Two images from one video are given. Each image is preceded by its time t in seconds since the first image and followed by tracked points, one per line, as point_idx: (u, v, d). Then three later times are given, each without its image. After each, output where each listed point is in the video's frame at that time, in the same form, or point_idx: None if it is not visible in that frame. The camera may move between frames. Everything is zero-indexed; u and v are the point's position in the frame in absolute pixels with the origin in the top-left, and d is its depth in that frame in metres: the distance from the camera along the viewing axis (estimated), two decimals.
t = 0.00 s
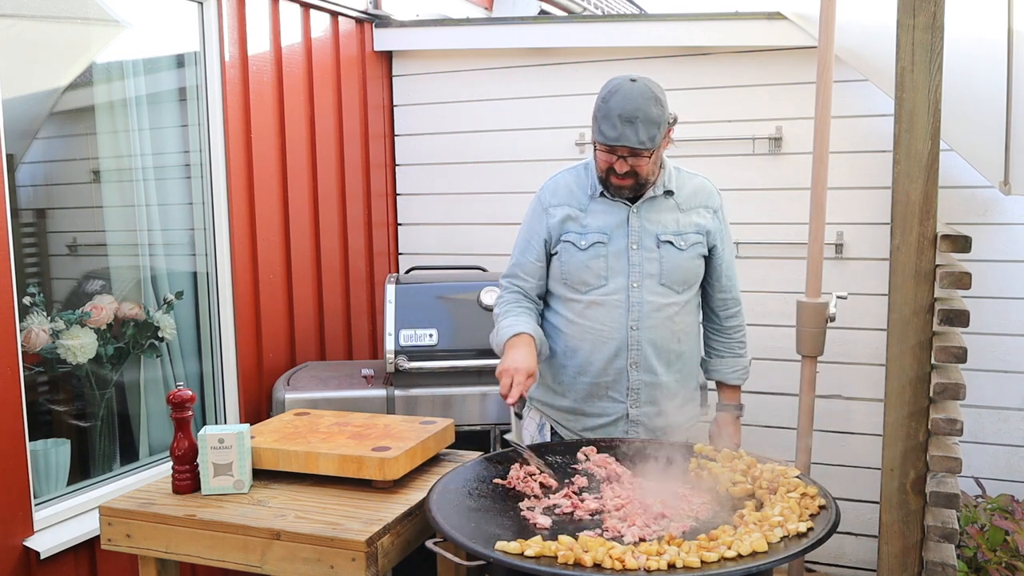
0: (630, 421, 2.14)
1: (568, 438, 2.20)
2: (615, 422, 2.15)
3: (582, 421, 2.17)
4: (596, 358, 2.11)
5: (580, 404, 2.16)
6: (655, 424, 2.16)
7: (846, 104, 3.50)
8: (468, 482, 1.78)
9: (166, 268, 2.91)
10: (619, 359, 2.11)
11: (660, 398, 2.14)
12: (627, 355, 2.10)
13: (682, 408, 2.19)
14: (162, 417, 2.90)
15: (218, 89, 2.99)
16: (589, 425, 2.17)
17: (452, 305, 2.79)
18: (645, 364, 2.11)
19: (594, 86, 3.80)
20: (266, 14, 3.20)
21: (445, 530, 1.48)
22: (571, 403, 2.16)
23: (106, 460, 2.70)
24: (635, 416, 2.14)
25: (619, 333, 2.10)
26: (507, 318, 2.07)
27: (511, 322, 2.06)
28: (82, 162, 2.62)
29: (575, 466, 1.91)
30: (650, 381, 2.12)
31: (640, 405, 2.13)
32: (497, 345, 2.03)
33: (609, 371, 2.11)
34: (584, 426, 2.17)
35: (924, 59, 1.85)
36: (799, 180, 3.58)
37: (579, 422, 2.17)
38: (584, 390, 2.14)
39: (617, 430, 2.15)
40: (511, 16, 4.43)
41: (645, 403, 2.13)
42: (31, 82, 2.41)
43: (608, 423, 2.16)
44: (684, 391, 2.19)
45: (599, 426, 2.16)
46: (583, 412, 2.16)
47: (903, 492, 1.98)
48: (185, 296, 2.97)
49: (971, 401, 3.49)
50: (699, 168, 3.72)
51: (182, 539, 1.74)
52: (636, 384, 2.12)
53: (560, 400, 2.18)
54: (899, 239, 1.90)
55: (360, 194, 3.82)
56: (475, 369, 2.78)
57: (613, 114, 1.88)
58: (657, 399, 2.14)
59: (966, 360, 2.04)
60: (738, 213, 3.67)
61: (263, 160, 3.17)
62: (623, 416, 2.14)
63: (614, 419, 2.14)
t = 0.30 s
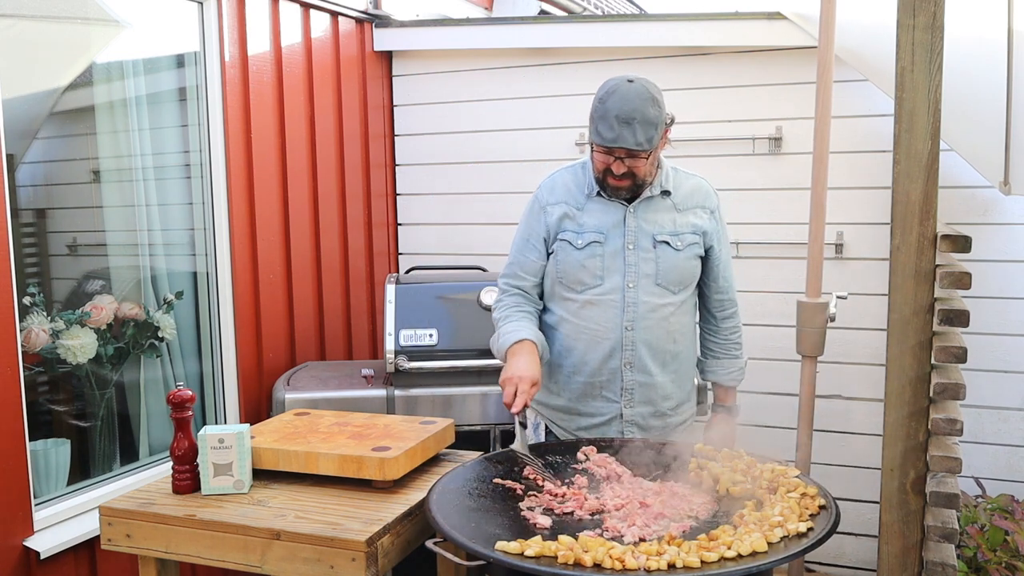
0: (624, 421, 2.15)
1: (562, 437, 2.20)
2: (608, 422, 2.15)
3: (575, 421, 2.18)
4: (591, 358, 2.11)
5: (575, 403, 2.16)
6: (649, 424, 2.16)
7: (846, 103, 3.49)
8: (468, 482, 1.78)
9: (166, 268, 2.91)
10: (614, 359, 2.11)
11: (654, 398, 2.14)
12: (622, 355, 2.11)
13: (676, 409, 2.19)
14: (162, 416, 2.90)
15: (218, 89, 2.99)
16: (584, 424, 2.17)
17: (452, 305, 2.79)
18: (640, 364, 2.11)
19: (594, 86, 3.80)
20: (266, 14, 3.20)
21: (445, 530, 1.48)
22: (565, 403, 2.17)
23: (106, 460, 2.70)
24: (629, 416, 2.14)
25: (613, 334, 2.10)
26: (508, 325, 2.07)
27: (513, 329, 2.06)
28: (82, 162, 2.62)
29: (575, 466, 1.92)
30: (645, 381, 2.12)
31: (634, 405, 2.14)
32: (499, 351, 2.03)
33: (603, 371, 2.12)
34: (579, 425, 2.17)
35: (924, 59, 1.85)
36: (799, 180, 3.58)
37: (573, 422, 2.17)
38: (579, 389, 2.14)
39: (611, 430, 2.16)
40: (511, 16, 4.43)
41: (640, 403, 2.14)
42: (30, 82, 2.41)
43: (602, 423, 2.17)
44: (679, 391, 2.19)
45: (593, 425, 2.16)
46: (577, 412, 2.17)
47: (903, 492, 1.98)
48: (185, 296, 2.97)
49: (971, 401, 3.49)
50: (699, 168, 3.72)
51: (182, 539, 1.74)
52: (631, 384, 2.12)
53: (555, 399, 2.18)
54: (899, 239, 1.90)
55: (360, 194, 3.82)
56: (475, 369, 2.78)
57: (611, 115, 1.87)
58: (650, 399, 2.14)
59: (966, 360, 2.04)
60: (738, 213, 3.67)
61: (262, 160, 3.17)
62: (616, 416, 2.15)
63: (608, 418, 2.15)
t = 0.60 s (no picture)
0: (623, 422, 2.15)
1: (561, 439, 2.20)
2: (607, 423, 2.15)
3: (574, 423, 2.17)
4: (590, 360, 2.11)
5: (574, 405, 2.16)
6: (648, 425, 2.16)
7: (846, 104, 3.49)
8: (468, 482, 1.77)
9: (166, 268, 2.91)
10: (613, 361, 2.11)
11: (653, 399, 2.15)
12: (621, 356, 2.10)
13: (674, 409, 2.20)
14: (162, 417, 2.90)
15: (218, 89, 2.99)
16: (583, 426, 2.17)
17: (452, 305, 2.79)
18: (639, 365, 2.11)
19: (594, 86, 3.80)
20: (266, 14, 3.20)
21: (445, 530, 1.48)
22: (563, 404, 2.17)
23: (106, 460, 2.69)
24: (628, 417, 2.14)
25: (612, 335, 2.10)
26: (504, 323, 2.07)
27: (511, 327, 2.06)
28: (82, 162, 2.62)
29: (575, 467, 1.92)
30: (643, 382, 2.12)
31: (633, 406, 2.14)
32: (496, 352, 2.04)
33: (603, 372, 2.11)
34: (577, 427, 2.17)
35: (924, 59, 1.85)
36: (799, 180, 3.58)
37: (572, 423, 2.17)
38: (578, 391, 2.14)
39: (610, 431, 2.16)
40: (511, 16, 4.43)
41: (639, 404, 2.14)
42: (30, 82, 2.41)
43: (601, 424, 2.16)
44: (677, 392, 2.19)
45: (592, 427, 2.16)
46: (576, 414, 2.16)
47: (904, 492, 1.97)
48: (185, 295, 2.97)
49: (971, 401, 3.49)
50: (699, 168, 3.72)
51: (182, 539, 1.74)
52: (630, 385, 2.12)
53: (553, 401, 2.17)
54: (899, 239, 1.90)
55: (360, 194, 3.82)
56: (475, 369, 2.78)
57: (612, 119, 1.87)
58: (649, 400, 2.14)
59: (966, 360, 2.04)
60: (738, 213, 3.67)
61: (262, 159, 3.16)
62: (616, 417, 2.14)
63: (607, 420, 2.15)
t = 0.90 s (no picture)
0: (622, 425, 2.14)
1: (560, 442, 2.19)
2: (607, 426, 2.15)
3: (573, 425, 2.16)
4: (590, 363, 2.10)
5: (574, 408, 2.15)
6: (647, 428, 2.17)
7: (846, 103, 3.49)
8: (468, 482, 1.77)
9: (166, 268, 2.91)
10: (613, 365, 2.11)
11: (652, 401, 2.15)
12: (621, 359, 2.10)
13: (672, 411, 2.20)
14: (162, 416, 2.90)
15: (218, 89, 2.99)
16: (582, 428, 2.16)
17: (452, 305, 2.79)
18: (639, 369, 2.11)
19: (594, 86, 3.80)
20: (266, 14, 3.20)
21: (445, 530, 1.48)
22: (563, 408, 2.15)
23: (106, 460, 2.69)
24: (628, 420, 2.14)
25: (613, 339, 2.10)
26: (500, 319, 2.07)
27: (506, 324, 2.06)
28: (82, 162, 2.62)
29: (575, 466, 1.92)
30: (643, 386, 2.13)
31: (632, 409, 2.13)
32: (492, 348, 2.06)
33: (603, 376, 2.11)
34: (577, 430, 2.16)
35: (924, 59, 1.85)
36: (799, 180, 3.58)
37: (571, 426, 2.16)
38: (577, 395, 2.13)
39: (609, 433, 2.15)
40: (511, 16, 4.43)
41: (638, 407, 2.14)
42: (30, 82, 2.41)
43: (600, 427, 2.16)
44: (674, 394, 2.19)
45: (591, 429, 2.16)
46: (575, 417, 2.16)
47: (903, 492, 1.98)
48: (185, 296, 2.97)
49: (971, 401, 3.49)
50: (699, 168, 3.72)
51: (181, 539, 1.74)
52: (630, 389, 2.12)
53: (552, 404, 2.16)
54: (899, 239, 1.90)
55: (360, 194, 3.82)
56: (475, 369, 2.77)
57: (620, 126, 1.87)
58: (648, 403, 2.15)
59: (966, 360, 2.04)
60: (737, 213, 3.67)
61: (262, 160, 3.16)
62: (615, 420, 2.14)
63: (606, 423, 2.14)
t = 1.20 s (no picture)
0: (623, 424, 2.14)
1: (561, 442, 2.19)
2: (608, 426, 2.15)
3: (573, 426, 2.16)
4: (590, 363, 2.10)
5: (575, 408, 2.14)
6: (648, 427, 2.17)
7: (846, 104, 3.49)
8: (468, 482, 1.77)
9: (166, 268, 2.91)
10: (614, 364, 2.11)
11: (652, 401, 2.15)
12: (622, 359, 2.10)
13: (672, 410, 2.20)
14: (162, 416, 2.90)
15: (218, 89, 2.99)
16: (583, 429, 2.16)
17: (452, 305, 2.79)
18: (640, 368, 2.11)
19: (593, 86, 3.80)
20: (266, 14, 3.20)
21: (445, 530, 1.48)
22: (564, 408, 2.15)
23: (106, 460, 2.69)
24: (629, 420, 2.14)
25: (613, 339, 2.10)
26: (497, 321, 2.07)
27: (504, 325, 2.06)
28: (82, 162, 2.62)
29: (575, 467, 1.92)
30: (643, 385, 2.13)
31: (633, 409, 2.13)
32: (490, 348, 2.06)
33: (603, 376, 2.11)
34: (577, 430, 2.16)
35: (924, 59, 1.85)
36: (799, 180, 3.58)
37: (572, 426, 2.16)
38: (578, 395, 2.13)
39: (610, 433, 2.15)
40: (511, 16, 4.43)
41: (639, 407, 2.14)
42: (30, 82, 2.41)
43: (601, 427, 2.16)
44: (674, 393, 2.19)
45: (592, 429, 2.15)
46: (574, 417, 2.15)
47: (903, 492, 1.98)
48: (185, 295, 2.97)
49: (971, 401, 3.49)
50: (699, 168, 3.72)
51: (181, 539, 1.74)
52: (631, 389, 2.12)
53: (552, 405, 2.15)
54: (899, 239, 1.90)
55: (360, 194, 3.82)
56: (475, 369, 2.77)
57: (618, 127, 1.87)
58: (649, 403, 2.15)
59: (966, 360, 2.04)
60: (737, 213, 3.67)
61: (262, 160, 3.16)
62: (616, 420, 2.14)
63: (607, 423, 2.14)
